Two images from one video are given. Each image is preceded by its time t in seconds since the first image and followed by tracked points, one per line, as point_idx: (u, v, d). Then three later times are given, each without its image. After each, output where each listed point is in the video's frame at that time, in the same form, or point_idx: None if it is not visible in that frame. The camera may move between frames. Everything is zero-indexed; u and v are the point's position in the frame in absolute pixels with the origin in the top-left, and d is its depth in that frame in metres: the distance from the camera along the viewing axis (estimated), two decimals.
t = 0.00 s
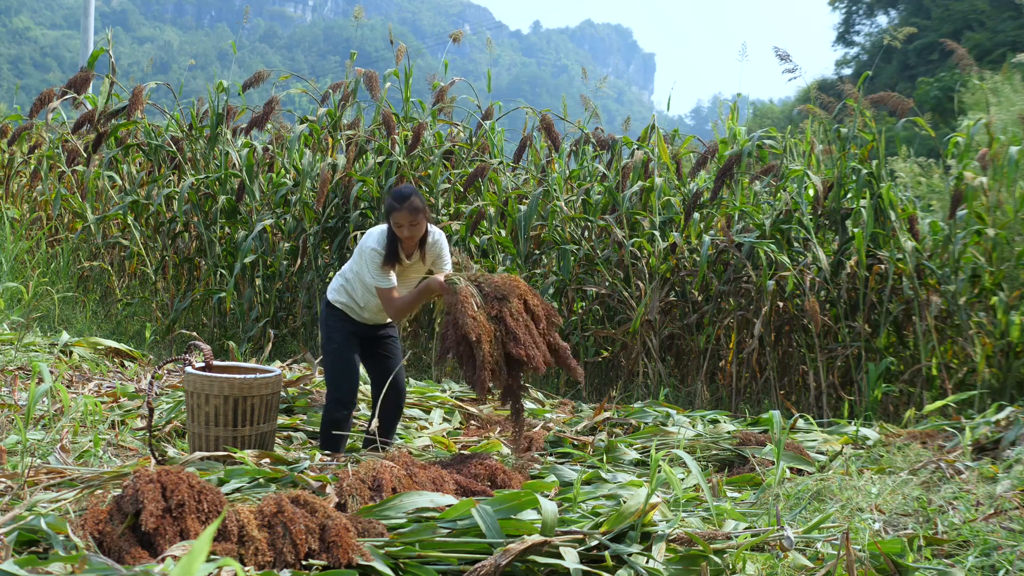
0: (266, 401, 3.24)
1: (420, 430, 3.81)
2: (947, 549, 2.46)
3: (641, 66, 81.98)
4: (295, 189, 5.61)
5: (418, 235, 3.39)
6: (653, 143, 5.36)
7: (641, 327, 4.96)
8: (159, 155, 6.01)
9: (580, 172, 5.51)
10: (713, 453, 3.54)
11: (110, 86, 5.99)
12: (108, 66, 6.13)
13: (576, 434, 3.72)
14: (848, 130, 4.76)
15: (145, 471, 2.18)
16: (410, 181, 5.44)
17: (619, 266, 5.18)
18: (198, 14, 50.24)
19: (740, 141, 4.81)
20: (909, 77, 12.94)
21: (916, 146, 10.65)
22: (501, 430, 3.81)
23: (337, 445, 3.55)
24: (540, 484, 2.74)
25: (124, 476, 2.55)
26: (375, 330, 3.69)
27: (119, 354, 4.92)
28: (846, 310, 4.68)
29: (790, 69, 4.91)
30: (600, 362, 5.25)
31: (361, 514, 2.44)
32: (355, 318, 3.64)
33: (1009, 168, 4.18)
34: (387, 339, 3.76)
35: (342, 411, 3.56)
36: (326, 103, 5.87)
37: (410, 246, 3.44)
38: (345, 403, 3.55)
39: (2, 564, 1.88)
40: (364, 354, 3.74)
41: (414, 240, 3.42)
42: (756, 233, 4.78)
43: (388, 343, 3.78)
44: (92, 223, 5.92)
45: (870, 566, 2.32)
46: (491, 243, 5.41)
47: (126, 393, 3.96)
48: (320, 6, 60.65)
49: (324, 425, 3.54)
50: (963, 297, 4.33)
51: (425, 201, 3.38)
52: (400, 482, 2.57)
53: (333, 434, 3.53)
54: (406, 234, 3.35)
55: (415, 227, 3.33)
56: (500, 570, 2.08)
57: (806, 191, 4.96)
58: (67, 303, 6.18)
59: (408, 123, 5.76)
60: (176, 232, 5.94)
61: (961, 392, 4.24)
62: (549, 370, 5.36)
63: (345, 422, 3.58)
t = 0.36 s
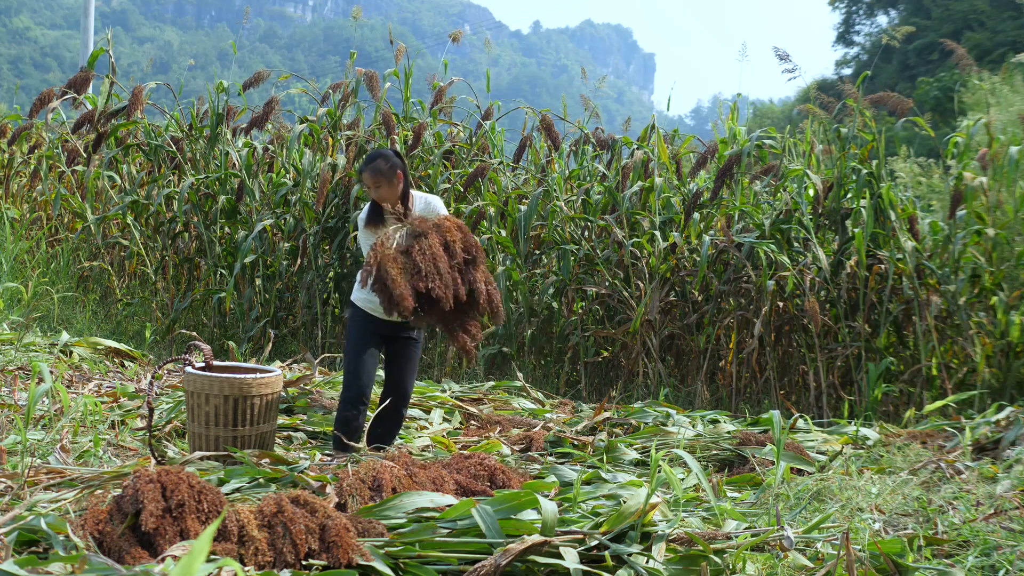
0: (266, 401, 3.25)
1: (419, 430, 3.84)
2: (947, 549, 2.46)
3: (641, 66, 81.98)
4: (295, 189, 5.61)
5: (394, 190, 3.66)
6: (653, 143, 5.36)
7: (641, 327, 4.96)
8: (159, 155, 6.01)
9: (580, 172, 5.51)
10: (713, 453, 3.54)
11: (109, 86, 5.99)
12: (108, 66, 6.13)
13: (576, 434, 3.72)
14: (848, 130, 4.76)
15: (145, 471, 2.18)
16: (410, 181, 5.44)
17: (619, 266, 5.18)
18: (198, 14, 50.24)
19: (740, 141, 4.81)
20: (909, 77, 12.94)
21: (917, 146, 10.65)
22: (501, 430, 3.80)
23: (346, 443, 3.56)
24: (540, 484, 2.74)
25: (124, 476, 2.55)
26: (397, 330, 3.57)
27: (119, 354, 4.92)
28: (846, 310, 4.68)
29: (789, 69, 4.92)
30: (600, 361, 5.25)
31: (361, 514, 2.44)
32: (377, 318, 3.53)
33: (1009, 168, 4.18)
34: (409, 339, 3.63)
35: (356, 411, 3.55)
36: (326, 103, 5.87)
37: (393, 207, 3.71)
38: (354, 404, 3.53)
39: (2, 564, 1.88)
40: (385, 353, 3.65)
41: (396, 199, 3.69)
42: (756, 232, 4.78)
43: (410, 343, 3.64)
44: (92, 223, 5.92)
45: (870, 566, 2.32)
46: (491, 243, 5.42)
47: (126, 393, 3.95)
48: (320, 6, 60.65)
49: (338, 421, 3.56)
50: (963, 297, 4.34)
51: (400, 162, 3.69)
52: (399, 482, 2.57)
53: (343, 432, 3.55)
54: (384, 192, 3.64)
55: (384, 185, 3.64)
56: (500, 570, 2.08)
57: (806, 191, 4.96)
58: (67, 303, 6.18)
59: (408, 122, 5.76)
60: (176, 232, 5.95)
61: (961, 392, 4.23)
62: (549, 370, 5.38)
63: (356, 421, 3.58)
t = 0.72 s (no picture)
0: (266, 400, 3.25)
1: (419, 430, 3.82)
2: (947, 550, 2.46)
3: (641, 66, 81.98)
4: (295, 189, 5.61)
5: (375, 176, 3.46)
6: (653, 143, 5.36)
7: (641, 327, 4.96)
8: (159, 155, 6.01)
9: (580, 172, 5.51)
10: (713, 453, 3.54)
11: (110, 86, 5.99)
12: (108, 65, 6.12)
13: (576, 434, 3.72)
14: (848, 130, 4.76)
15: (145, 471, 2.18)
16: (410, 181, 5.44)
17: (619, 266, 5.18)
18: (198, 14, 50.22)
19: (740, 141, 4.80)
20: (910, 77, 12.94)
21: (917, 146, 10.66)
22: (501, 430, 3.80)
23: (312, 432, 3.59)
24: (540, 484, 2.74)
25: (124, 476, 2.55)
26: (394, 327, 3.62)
27: (119, 354, 4.92)
28: (846, 310, 4.68)
29: (785, 70, 4.94)
30: (600, 361, 5.25)
31: (361, 514, 2.44)
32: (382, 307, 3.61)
33: (1009, 168, 4.18)
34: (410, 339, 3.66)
35: (328, 400, 3.58)
36: (326, 102, 5.86)
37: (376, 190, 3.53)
38: (328, 395, 3.58)
39: (2, 564, 1.88)
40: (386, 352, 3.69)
41: (379, 184, 3.50)
42: (756, 232, 4.78)
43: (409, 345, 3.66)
44: (92, 223, 5.92)
45: (870, 565, 2.32)
46: (491, 243, 5.42)
47: (127, 393, 3.96)
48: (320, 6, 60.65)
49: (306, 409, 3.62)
50: (962, 297, 4.34)
51: (384, 146, 3.47)
52: (399, 482, 2.56)
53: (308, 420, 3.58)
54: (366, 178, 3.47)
55: (365, 170, 3.44)
56: (500, 570, 2.08)
57: (806, 191, 4.97)
58: (67, 303, 6.18)
59: (409, 122, 5.77)
60: (176, 232, 5.95)
61: (961, 392, 4.23)
62: (549, 370, 5.41)
63: (328, 412, 3.60)
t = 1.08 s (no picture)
0: (266, 400, 3.25)
1: (419, 429, 3.81)
2: (947, 550, 2.46)
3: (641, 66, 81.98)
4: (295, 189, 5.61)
5: (327, 175, 3.37)
6: (653, 142, 5.36)
7: (641, 327, 4.95)
8: (159, 155, 6.01)
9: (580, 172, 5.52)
10: (713, 453, 3.54)
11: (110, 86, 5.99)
12: (108, 66, 6.12)
13: (576, 434, 3.72)
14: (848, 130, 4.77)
15: (145, 471, 2.18)
16: (410, 181, 5.45)
17: (619, 266, 5.18)
18: (198, 14, 50.23)
19: (740, 141, 4.80)
20: (910, 78, 12.94)
21: (917, 146, 10.66)
22: (501, 430, 3.80)
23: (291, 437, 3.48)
24: (540, 484, 2.74)
25: (124, 476, 2.55)
26: (366, 321, 3.48)
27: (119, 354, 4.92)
28: (846, 310, 4.68)
29: (784, 70, 4.91)
30: (600, 362, 5.25)
31: (361, 514, 2.44)
32: (353, 303, 3.47)
33: (1009, 168, 4.18)
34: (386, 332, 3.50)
35: (300, 403, 3.47)
36: (326, 102, 5.86)
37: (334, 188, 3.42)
38: (303, 397, 3.47)
39: (2, 564, 1.88)
40: (363, 351, 3.54)
41: (333, 181, 3.40)
42: (756, 232, 4.78)
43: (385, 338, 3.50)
44: (92, 223, 5.92)
45: (870, 566, 2.32)
46: (491, 243, 5.43)
47: (126, 393, 3.96)
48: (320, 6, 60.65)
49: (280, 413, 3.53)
50: (963, 297, 4.34)
51: (336, 143, 3.35)
52: (399, 482, 2.56)
53: (283, 425, 3.48)
54: (322, 177, 3.38)
55: (317, 169, 3.36)
56: (500, 571, 2.08)
57: (806, 192, 4.97)
58: (67, 303, 6.18)
59: (409, 122, 5.77)
60: (176, 232, 5.95)
61: (961, 392, 4.23)
62: (549, 370, 5.42)
63: (302, 415, 3.49)
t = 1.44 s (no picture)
0: (265, 402, 3.25)
1: (419, 429, 3.81)
2: (947, 549, 2.46)
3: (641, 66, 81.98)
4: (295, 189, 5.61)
5: (292, 182, 3.34)
6: (652, 143, 5.36)
7: (641, 327, 4.95)
8: (159, 154, 6.01)
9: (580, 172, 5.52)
10: (713, 453, 3.54)
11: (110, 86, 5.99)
12: (108, 65, 6.11)
13: (576, 434, 3.72)
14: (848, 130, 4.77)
15: (145, 471, 2.18)
16: (410, 181, 5.45)
17: (619, 266, 5.18)
18: (198, 14, 50.22)
19: (740, 141, 4.80)
20: (910, 78, 12.94)
21: (917, 146, 10.67)
22: (501, 430, 3.80)
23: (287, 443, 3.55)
24: (540, 484, 2.75)
25: (124, 476, 2.55)
26: (346, 324, 3.47)
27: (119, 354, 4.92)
28: (846, 310, 4.68)
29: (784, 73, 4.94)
30: (600, 362, 5.25)
31: (361, 514, 2.44)
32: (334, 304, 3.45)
33: (1009, 168, 4.18)
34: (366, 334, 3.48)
35: (291, 409, 3.53)
36: (326, 102, 5.86)
37: (301, 195, 3.38)
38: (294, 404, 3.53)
39: (2, 564, 1.88)
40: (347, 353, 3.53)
41: (299, 188, 3.36)
42: (756, 232, 4.78)
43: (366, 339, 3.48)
44: (92, 223, 5.92)
45: (870, 566, 2.32)
46: (491, 243, 5.43)
47: (126, 393, 3.96)
48: (320, 6, 60.66)
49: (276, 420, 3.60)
50: (963, 297, 4.34)
51: (297, 149, 3.31)
52: (399, 482, 2.56)
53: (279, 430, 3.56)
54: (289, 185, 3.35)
55: (282, 177, 3.34)
56: (500, 571, 2.08)
57: (806, 192, 4.97)
58: (67, 303, 6.18)
59: (409, 122, 5.77)
60: (176, 232, 5.95)
61: (961, 392, 4.23)
62: (549, 370, 5.42)
63: (295, 421, 3.55)
